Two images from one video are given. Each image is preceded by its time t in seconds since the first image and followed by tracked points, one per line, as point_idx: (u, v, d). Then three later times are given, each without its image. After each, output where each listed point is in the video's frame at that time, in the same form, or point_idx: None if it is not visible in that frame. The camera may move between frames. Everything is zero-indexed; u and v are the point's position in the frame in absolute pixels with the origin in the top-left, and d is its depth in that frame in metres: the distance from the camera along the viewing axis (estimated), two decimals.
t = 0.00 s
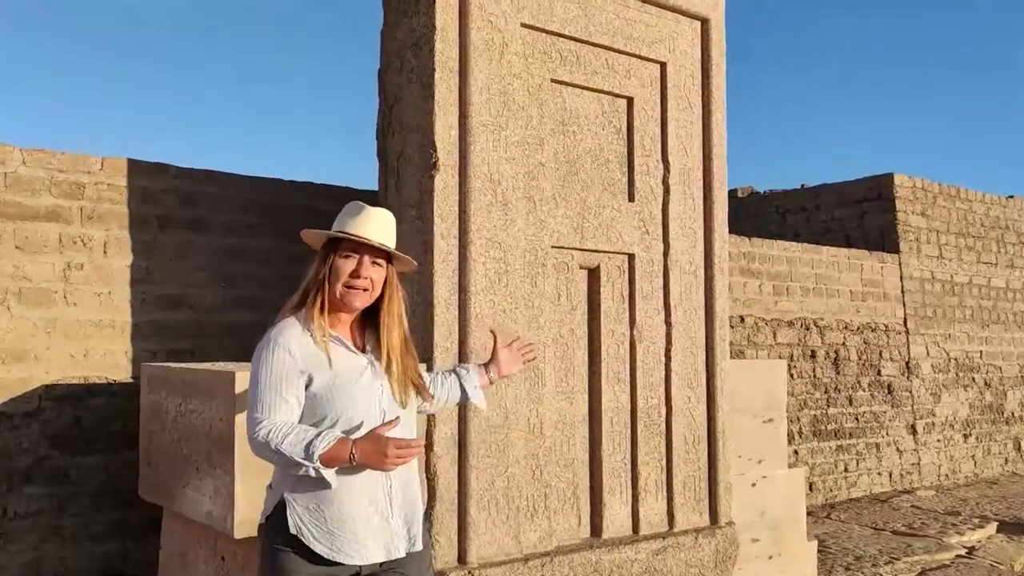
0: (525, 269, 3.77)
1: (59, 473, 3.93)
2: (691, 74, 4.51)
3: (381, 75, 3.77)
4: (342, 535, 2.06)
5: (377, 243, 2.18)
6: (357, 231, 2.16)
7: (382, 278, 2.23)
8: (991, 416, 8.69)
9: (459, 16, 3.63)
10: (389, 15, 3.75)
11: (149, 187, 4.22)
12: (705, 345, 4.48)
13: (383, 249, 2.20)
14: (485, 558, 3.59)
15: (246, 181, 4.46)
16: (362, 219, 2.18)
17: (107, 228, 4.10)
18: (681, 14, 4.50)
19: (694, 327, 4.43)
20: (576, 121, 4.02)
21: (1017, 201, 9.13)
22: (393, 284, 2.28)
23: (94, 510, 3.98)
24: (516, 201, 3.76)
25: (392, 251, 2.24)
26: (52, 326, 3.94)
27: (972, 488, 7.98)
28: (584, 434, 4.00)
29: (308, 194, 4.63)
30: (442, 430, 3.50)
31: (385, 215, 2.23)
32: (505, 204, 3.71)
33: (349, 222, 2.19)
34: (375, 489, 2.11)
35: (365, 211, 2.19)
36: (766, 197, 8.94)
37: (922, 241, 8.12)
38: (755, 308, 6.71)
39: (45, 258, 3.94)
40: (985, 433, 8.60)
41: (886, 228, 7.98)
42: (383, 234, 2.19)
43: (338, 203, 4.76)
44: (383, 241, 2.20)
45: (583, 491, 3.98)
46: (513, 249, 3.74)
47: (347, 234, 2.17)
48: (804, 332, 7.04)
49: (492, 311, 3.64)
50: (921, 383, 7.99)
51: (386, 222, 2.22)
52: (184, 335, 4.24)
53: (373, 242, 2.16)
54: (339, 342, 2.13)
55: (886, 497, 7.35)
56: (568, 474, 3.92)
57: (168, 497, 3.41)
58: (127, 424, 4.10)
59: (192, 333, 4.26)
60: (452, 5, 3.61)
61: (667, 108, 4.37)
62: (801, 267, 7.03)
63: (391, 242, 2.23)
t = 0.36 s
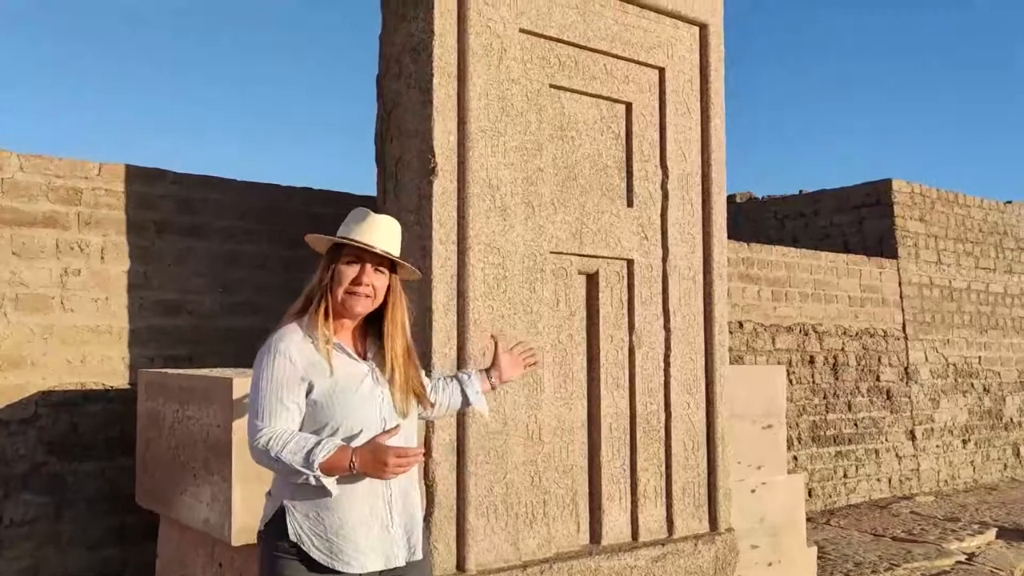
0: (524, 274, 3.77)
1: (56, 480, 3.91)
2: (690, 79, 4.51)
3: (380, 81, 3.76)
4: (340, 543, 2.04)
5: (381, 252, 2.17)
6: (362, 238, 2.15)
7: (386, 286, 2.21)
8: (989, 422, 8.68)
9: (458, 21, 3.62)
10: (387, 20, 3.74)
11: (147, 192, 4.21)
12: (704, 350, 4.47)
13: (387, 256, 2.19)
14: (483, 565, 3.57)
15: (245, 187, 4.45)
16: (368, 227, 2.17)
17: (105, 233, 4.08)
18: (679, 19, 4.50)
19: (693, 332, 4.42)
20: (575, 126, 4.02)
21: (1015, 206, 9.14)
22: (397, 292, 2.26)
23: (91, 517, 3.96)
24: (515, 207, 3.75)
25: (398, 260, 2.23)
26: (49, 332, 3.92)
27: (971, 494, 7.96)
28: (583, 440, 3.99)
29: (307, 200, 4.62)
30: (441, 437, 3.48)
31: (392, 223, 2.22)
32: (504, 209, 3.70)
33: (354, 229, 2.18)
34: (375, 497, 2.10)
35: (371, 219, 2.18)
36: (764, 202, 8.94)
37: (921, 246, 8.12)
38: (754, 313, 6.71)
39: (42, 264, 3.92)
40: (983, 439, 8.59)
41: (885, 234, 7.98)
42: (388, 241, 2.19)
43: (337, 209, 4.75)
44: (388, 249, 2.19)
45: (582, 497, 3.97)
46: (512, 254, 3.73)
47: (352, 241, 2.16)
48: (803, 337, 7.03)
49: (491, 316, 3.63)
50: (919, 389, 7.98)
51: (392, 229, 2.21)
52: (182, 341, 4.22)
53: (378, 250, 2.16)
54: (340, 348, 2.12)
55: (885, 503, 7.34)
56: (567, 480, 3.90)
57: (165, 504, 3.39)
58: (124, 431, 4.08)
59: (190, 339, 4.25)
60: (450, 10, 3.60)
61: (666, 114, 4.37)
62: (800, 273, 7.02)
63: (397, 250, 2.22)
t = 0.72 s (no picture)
0: (522, 283, 3.77)
1: (52, 490, 3.89)
2: (687, 88, 4.53)
3: (378, 89, 3.77)
4: (340, 553, 2.03)
5: (381, 262, 2.17)
6: (362, 248, 2.15)
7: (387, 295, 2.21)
8: (987, 430, 8.69)
9: (455, 30, 3.63)
10: (385, 29, 3.75)
11: (145, 201, 4.20)
12: (702, 358, 4.47)
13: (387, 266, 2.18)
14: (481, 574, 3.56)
15: (242, 195, 4.45)
16: (368, 236, 2.17)
17: (102, 242, 4.08)
18: (676, 28, 4.51)
19: (691, 340, 4.42)
20: (572, 135, 4.02)
21: (1010, 214, 9.17)
22: (398, 300, 2.26)
23: (88, 527, 3.94)
24: (512, 215, 3.75)
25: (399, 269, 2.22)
26: (46, 342, 3.91)
27: (969, 502, 7.96)
28: (581, 448, 3.98)
29: (305, 208, 4.62)
30: (439, 445, 3.48)
31: (392, 231, 2.22)
32: (501, 217, 3.71)
33: (354, 238, 2.18)
34: (376, 509, 2.09)
35: (371, 228, 2.18)
36: (761, 210, 8.96)
37: (917, 254, 8.13)
38: (751, 321, 6.71)
39: (39, 273, 3.92)
40: (981, 447, 8.60)
41: (881, 241, 8.00)
42: (388, 251, 2.18)
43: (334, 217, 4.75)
44: (388, 258, 2.19)
45: (580, 506, 3.96)
46: (510, 262, 3.73)
47: (353, 251, 2.16)
48: (800, 345, 7.03)
49: (488, 324, 3.63)
50: (917, 397, 7.98)
51: (393, 238, 2.21)
52: (180, 350, 4.22)
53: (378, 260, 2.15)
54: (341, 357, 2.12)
55: (883, 511, 7.33)
56: (565, 489, 3.89)
57: (162, 514, 3.38)
58: (122, 440, 4.07)
59: (187, 348, 4.24)
60: (448, 19, 3.61)
61: (663, 122, 4.38)
62: (797, 280, 7.03)
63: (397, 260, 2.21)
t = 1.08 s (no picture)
0: (519, 293, 3.77)
1: (49, 502, 3.88)
2: (683, 99, 4.55)
3: (375, 100, 3.78)
4: (324, 566, 2.03)
5: (378, 270, 2.15)
6: (358, 258, 2.14)
7: (385, 302, 2.20)
8: (984, 439, 8.69)
9: (453, 41, 3.64)
10: (383, 41, 3.76)
11: (142, 212, 4.20)
12: (700, 368, 4.47)
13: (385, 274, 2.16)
14: None
15: (240, 206, 4.45)
16: (364, 245, 2.16)
17: (99, 253, 4.08)
18: (672, 40, 4.53)
19: (688, 350, 4.43)
20: (569, 146, 4.04)
21: (1005, 224, 9.20)
22: (398, 306, 2.24)
23: (85, 539, 3.93)
24: (510, 226, 3.76)
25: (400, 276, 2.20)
26: (43, 353, 3.91)
27: (967, 512, 7.96)
28: (579, 458, 3.98)
29: (302, 219, 4.63)
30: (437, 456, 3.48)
31: (389, 236, 2.20)
32: (499, 228, 3.72)
33: (350, 248, 2.17)
34: (363, 525, 2.06)
35: (366, 237, 2.17)
36: (757, 220, 8.98)
37: (913, 264, 8.16)
38: (748, 331, 6.72)
39: (36, 284, 3.92)
40: (978, 457, 8.60)
41: (878, 252, 8.02)
42: (386, 257, 2.17)
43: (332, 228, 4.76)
44: (387, 265, 2.17)
45: (578, 517, 3.96)
46: (508, 272, 3.74)
47: (348, 262, 2.16)
48: (796, 355, 7.04)
49: (486, 335, 3.64)
50: (913, 407, 7.99)
51: (390, 244, 2.19)
52: (177, 361, 4.22)
53: (376, 269, 2.14)
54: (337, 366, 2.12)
55: (881, 521, 7.33)
56: (563, 499, 3.89)
57: (159, 525, 3.37)
58: (119, 451, 4.06)
59: (185, 359, 4.24)
60: (446, 30, 3.62)
61: (660, 133, 4.40)
62: (794, 290, 7.04)
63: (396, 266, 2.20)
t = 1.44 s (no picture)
0: (517, 304, 3.78)
1: (45, 513, 3.87)
2: (680, 110, 4.56)
3: (374, 112, 3.79)
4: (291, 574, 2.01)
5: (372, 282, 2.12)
6: (351, 274, 2.10)
7: (379, 312, 2.13)
8: (981, 450, 8.69)
9: (451, 52, 3.65)
10: (381, 52, 3.78)
11: (140, 223, 4.20)
12: (698, 379, 4.48)
13: (379, 286, 2.12)
14: None
15: (238, 217, 4.45)
16: (353, 259, 2.12)
17: (97, 264, 4.08)
18: (670, 51, 4.55)
19: (686, 361, 4.43)
20: (567, 157, 4.05)
21: (1001, 235, 9.23)
22: (394, 313, 2.15)
23: (81, 551, 3.91)
24: (508, 237, 3.77)
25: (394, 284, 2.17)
26: (40, 364, 3.90)
27: (965, 523, 7.95)
28: (577, 469, 3.97)
29: (299, 230, 4.63)
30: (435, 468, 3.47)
31: (373, 244, 2.17)
32: (497, 239, 3.72)
33: (338, 265, 2.12)
34: (332, 536, 2.02)
35: (353, 252, 2.12)
36: (754, 231, 9.00)
37: (910, 275, 8.17)
38: (746, 342, 6.72)
39: (34, 295, 3.91)
40: (976, 467, 8.60)
41: (874, 263, 8.04)
42: (378, 268, 2.13)
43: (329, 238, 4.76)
44: (380, 276, 2.14)
45: (576, 528, 3.95)
46: (505, 283, 3.74)
47: (339, 280, 2.10)
48: (794, 366, 7.04)
49: (484, 346, 3.64)
50: (911, 417, 7.99)
51: (377, 253, 2.16)
52: (175, 372, 4.21)
53: (371, 282, 2.10)
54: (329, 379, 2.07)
55: (879, 533, 7.32)
56: (561, 510, 3.89)
57: (155, 537, 3.36)
58: (115, 463, 4.05)
59: (182, 370, 4.23)
60: (444, 42, 3.63)
61: (657, 144, 4.41)
62: (791, 301, 7.05)
63: (388, 274, 2.17)
